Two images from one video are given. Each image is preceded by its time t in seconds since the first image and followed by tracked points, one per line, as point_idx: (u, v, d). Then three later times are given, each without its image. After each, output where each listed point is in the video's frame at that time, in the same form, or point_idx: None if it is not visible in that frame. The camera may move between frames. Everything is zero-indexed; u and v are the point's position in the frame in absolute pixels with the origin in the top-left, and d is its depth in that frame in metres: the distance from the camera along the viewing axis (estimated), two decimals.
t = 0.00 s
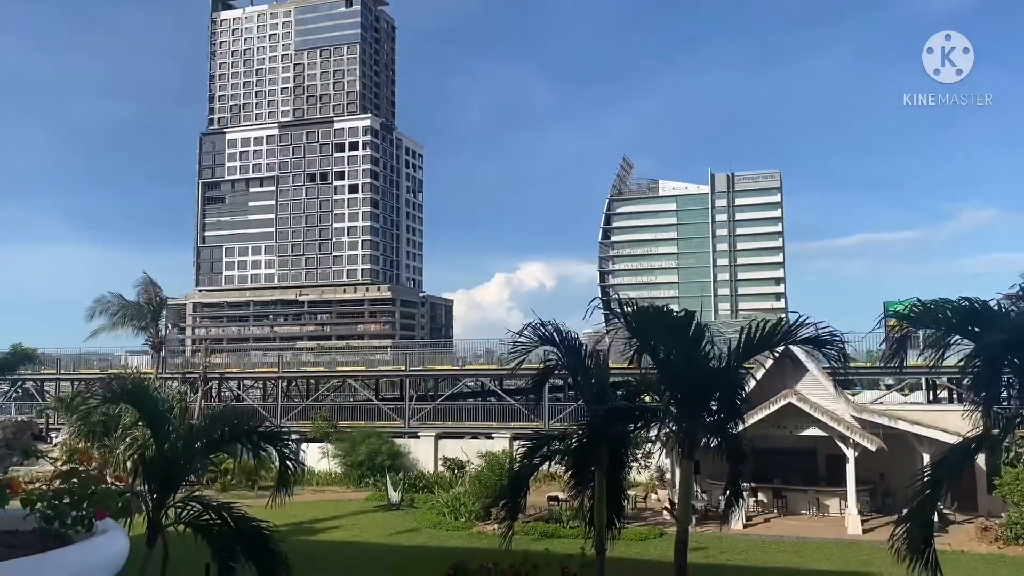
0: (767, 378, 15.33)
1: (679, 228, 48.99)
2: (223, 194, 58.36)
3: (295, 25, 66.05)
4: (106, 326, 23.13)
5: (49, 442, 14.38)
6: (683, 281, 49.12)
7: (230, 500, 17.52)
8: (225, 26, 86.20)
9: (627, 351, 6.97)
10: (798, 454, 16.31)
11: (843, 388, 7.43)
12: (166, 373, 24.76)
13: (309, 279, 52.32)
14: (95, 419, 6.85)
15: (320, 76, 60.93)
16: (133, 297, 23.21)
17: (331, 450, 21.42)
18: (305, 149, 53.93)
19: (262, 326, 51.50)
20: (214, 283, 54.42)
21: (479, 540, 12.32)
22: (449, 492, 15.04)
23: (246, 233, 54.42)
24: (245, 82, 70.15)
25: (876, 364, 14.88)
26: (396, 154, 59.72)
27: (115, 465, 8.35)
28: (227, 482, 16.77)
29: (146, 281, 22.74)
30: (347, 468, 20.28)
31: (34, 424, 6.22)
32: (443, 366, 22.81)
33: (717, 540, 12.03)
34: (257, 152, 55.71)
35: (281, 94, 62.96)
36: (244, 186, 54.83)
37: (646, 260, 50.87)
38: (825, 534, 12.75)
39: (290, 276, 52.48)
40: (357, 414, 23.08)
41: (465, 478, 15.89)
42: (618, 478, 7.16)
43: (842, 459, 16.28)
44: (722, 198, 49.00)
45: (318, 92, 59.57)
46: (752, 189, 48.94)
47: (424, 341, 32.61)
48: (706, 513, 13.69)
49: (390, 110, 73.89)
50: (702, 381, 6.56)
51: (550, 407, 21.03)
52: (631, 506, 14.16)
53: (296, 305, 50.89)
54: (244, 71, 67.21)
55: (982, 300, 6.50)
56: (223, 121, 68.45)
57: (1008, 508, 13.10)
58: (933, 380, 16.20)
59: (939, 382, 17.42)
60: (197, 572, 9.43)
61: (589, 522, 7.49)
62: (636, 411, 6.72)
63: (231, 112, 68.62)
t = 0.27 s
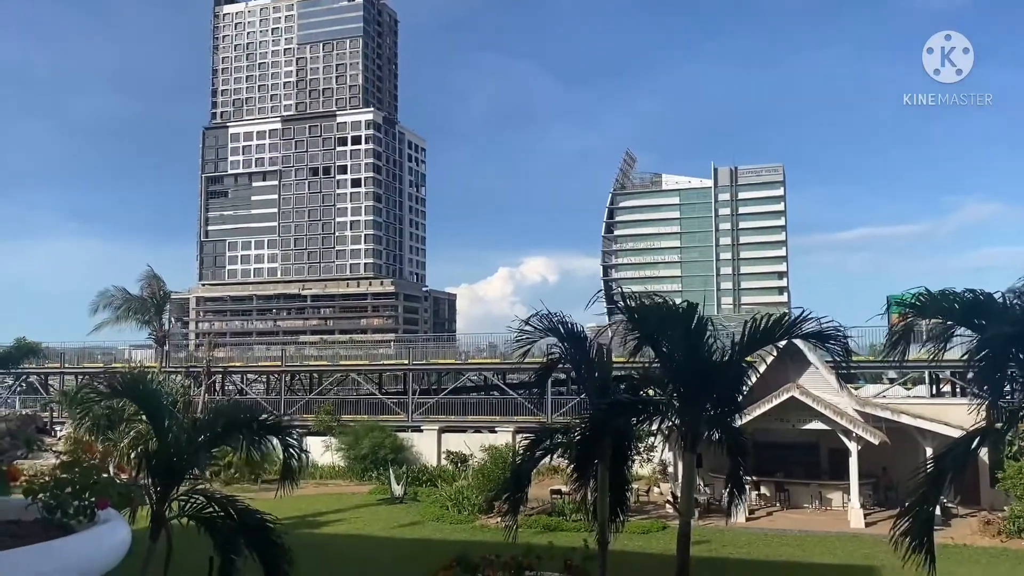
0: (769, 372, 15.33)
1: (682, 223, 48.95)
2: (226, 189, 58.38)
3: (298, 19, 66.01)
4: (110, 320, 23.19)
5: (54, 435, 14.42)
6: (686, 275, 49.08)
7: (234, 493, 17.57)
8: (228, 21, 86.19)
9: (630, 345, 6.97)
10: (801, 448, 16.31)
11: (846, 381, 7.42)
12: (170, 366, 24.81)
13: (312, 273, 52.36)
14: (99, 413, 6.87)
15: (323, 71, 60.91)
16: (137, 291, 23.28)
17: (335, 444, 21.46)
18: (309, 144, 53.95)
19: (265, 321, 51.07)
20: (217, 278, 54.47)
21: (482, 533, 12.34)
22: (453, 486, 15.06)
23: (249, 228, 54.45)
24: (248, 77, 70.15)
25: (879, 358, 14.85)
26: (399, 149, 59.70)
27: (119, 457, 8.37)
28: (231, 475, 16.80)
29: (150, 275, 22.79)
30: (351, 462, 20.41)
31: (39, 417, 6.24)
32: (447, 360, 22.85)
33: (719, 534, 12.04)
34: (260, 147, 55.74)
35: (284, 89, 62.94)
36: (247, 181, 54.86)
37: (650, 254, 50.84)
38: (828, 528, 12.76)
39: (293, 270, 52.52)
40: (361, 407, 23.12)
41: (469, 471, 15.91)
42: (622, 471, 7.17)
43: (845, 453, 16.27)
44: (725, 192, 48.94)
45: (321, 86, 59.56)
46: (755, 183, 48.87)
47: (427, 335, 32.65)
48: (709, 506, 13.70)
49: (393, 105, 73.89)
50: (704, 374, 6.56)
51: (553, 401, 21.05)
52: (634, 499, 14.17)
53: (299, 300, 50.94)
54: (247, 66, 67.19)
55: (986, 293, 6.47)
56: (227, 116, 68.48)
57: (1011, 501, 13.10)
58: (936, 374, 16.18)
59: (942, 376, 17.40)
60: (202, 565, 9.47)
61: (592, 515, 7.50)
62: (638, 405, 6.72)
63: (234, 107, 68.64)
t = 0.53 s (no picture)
0: (776, 366, 15.30)
1: (688, 217, 48.83)
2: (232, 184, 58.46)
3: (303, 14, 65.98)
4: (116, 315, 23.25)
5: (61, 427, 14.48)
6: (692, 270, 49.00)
7: (241, 487, 17.64)
8: (233, 16, 86.25)
9: (637, 339, 6.96)
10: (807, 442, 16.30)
11: (854, 376, 7.41)
12: (177, 361, 24.89)
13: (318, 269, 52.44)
14: (106, 406, 6.88)
15: (329, 66, 60.90)
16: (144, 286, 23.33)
17: (341, 438, 21.53)
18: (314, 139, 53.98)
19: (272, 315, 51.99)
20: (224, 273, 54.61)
21: (489, 526, 12.37)
22: (459, 480, 15.09)
23: (255, 223, 54.57)
24: (253, 71, 70.17)
25: (886, 353, 14.81)
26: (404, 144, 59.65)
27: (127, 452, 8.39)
28: (237, 469, 16.87)
29: (156, 269, 22.83)
30: (357, 456, 20.31)
31: (46, 411, 6.26)
32: (453, 354, 22.86)
33: (725, 528, 12.04)
34: (266, 142, 55.79)
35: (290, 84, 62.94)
36: (252, 176, 54.95)
37: (656, 249, 50.73)
38: (834, 522, 12.76)
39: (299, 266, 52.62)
40: (367, 401, 23.17)
41: (475, 465, 15.93)
42: (627, 464, 7.15)
43: (852, 447, 16.26)
44: (732, 186, 48.82)
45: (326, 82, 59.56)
46: (762, 177, 48.71)
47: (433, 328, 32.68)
48: (715, 500, 13.71)
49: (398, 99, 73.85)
50: (711, 367, 6.56)
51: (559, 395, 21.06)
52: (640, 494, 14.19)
53: (305, 295, 51.04)
54: (252, 61, 67.20)
55: (995, 286, 6.45)
56: (232, 111, 68.53)
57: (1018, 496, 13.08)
58: (944, 367, 16.13)
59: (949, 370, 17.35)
60: (211, 557, 9.53)
61: (598, 509, 7.50)
62: (645, 398, 6.69)
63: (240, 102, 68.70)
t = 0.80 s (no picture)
0: (786, 360, 15.26)
1: (698, 212, 48.68)
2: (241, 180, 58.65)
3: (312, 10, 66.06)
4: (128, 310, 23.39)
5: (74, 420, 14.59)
6: (702, 264, 48.85)
7: (253, 481, 17.72)
8: (243, 12, 86.50)
9: (646, 334, 6.96)
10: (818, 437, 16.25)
11: (865, 370, 7.38)
12: (188, 355, 25.03)
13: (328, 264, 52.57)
14: (118, 402, 6.93)
15: (338, 61, 60.97)
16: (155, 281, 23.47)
17: (351, 432, 21.63)
18: (323, 134, 54.08)
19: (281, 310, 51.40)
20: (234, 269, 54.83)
21: (499, 520, 12.41)
22: (469, 473, 15.13)
23: (265, 219, 54.76)
24: (263, 67, 70.35)
25: (897, 347, 14.75)
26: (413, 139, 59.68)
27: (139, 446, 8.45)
28: (248, 463, 16.95)
29: (167, 264, 22.94)
30: (367, 450, 20.60)
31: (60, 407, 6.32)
32: (462, 349, 22.89)
33: (735, 522, 12.03)
34: (275, 138, 55.92)
35: (299, 79, 63.05)
36: (262, 172, 55.13)
37: (665, 243, 50.59)
38: (844, 517, 12.73)
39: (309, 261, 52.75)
40: (377, 395, 23.25)
41: (484, 459, 15.97)
42: (637, 459, 7.14)
43: (862, 441, 16.22)
44: (741, 180, 48.64)
45: (335, 77, 59.61)
46: (772, 171, 48.49)
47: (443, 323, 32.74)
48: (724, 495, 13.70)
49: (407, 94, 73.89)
50: (721, 360, 6.56)
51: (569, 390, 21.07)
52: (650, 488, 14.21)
53: (315, 290, 51.13)
54: (261, 57, 67.37)
55: (1009, 280, 6.41)
56: (242, 107, 68.73)
57: None
58: (955, 362, 16.05)
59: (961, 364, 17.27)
60: (225, 550, 9.57)
61: (607, 503, 7.50)
62: (655, 393, 6.69)
63: (250, 98, 68.90)
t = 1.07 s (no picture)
0: (800, 355, 15.20)
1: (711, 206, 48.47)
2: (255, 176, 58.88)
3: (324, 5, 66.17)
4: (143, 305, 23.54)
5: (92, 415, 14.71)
6: (715, 259, 48.64)
7: (268, 475, 17.82)
8: (257, 8, 86.82)
9: (659, 329, 6.95)
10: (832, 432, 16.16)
11: (879, 366, 7.34)
12: (203, 350, 25.19)
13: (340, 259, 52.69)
14: (134, 397, 6.98)
15: (350, 57, 61.08)
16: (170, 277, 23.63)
17: (365, 427, 21.73)
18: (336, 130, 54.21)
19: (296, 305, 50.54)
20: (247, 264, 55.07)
21: (513, 515, 12.43)
22: (482, 468, 15.17)
23: (278, 215, 54.98)
24: (276, 63, 70.58)
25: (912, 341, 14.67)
26: (426, 134, 59.71)
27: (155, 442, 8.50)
28: (263, 458, 17.03)
29: (182, 260, 23.06)
30: (381, 444, 20.31)
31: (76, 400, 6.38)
32: (476, 344, 22.92)
33: (749, 517, 12.00)
34: (288, 134, 56.09)
35: (312, 75, 63.19)
36: (275, 168, 55.33)
37: (678, 237, 50.39)
38: (859, 512, 12.68)
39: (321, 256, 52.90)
40: (390, 390, 23.32)
41: (498, 454, 15.99)
42: (651, 454, 7.12)
43: (877, 436, 16.14)
44: (755, 174, 48.38)
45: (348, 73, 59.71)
46: (786, 164, 48.20)
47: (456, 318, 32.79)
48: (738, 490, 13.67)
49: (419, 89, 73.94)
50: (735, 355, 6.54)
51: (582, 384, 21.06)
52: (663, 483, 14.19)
53: (328, 285, 51.22)
54: (274, 53, 67.59)
55: None
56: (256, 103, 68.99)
57: None
58: (971, 357, 15.95)
59: (978, 359, 17.15)
60: (239, 545, 9.60)
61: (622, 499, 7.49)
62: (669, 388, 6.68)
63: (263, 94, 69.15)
